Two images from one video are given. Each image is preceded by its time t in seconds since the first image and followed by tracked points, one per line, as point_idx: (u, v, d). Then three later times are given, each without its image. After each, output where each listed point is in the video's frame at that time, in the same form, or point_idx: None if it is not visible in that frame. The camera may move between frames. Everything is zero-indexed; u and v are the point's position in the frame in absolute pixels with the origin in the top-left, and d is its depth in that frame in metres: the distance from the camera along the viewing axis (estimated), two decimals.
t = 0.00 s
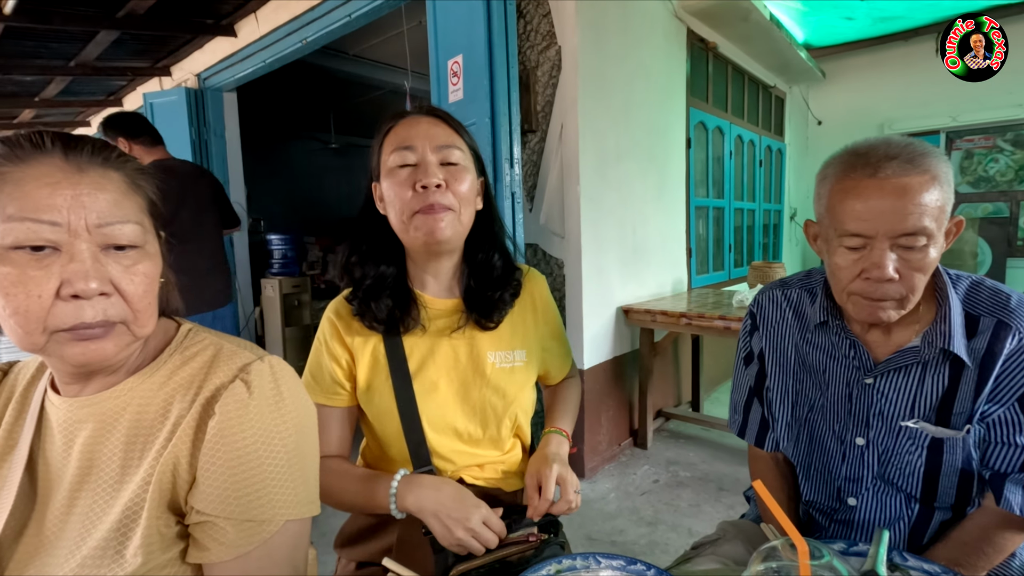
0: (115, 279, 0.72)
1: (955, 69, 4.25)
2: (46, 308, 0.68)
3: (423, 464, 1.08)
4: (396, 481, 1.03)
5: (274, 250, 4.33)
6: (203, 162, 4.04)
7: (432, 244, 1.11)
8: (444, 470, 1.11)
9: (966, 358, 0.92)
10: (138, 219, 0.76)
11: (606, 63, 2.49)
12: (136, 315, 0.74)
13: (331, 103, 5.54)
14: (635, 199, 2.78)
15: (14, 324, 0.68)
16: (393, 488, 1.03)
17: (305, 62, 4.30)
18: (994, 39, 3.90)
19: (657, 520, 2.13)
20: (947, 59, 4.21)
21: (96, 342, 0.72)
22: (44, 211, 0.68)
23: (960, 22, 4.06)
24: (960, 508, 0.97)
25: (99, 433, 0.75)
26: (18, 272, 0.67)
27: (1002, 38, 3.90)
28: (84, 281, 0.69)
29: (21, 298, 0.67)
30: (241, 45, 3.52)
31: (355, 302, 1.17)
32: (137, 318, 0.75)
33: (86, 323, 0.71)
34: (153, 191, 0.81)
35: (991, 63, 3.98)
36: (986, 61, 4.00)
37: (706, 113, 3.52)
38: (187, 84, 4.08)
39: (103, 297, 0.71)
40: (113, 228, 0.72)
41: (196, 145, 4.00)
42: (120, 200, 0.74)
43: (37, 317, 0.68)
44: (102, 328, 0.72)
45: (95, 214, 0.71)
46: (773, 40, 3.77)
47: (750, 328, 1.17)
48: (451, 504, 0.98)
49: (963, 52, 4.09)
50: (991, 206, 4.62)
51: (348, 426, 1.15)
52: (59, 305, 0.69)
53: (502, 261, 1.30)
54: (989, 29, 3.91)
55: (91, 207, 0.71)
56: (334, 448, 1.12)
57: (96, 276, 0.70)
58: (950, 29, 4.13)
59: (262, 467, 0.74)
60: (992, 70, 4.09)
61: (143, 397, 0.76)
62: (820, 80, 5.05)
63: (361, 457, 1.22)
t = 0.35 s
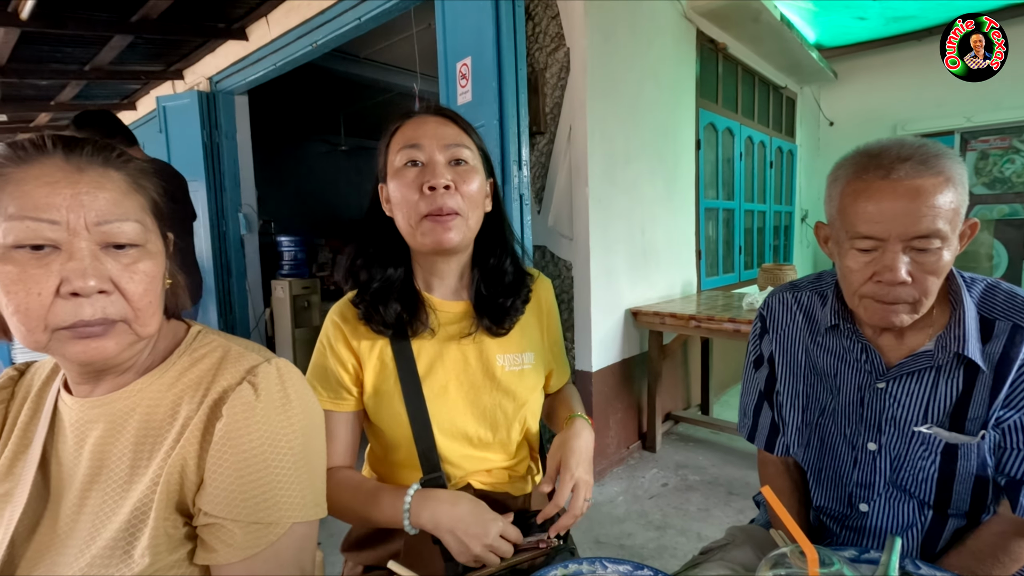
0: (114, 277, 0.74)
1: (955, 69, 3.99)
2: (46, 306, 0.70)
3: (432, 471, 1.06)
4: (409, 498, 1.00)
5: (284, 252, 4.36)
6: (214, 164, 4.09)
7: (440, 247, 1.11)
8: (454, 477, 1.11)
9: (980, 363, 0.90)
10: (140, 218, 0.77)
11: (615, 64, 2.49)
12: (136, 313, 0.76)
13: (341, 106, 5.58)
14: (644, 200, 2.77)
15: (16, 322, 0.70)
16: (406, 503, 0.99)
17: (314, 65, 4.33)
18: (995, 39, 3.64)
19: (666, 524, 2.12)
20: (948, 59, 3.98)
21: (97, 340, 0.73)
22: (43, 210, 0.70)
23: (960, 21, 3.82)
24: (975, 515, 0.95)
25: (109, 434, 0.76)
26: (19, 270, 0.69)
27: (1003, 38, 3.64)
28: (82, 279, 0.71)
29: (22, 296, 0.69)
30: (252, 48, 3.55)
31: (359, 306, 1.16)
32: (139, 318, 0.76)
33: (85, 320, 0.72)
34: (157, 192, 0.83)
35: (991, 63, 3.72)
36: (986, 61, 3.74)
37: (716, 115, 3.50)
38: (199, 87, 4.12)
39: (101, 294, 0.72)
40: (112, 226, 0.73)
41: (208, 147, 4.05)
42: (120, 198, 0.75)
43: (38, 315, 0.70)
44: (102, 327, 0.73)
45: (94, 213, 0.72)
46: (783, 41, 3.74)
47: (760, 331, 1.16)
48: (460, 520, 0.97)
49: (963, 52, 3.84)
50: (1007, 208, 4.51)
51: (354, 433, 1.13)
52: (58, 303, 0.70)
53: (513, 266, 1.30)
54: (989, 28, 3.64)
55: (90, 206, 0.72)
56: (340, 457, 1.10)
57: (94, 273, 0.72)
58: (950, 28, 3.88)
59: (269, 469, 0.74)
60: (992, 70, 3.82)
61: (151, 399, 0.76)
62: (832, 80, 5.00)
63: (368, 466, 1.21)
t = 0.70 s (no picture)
0: (127, 276, 0.75)
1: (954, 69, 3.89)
2: (60, 305, 0.71)
3: (434, 486, 1.07)
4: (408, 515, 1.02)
5: (294, 253, 4.39)
6: (226, 167, 4.13)
7: (449, 251, 1.11)
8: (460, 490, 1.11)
9: (994, 367, 0.89)
10: (153, 218, 0.78)
11: (624, 65, 2.48)
12: (151, 312, 0.77)
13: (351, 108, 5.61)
14: (653, 202, 2.76)
15: (32, 321, 0.72)
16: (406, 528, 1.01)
17: (325, 67, 4.36)
18: (994, 39, 3.50)
19: (675, 528, 2.11)
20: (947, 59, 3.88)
21: (110, 339, 0.74)
22: (59, 210, 0.72)
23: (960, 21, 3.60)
24: (988, 522, 0.94)
25: (125, 434, 0.77)
26: (36, 269, 0.71)
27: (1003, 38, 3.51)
28: (95, 278, 0.72)
29: (38, 295, 0.70)
30: (263, 52, 3.58)
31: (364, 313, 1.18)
32: (152, 318, 0.77)
33: (98, 318, 0.73)
34: (172, 195, 0.84)
35: (991, 63, 3.62)
36: (986, 61, 3.64)
37: (725, 116, 3.48)
38: (211, 91, 4.16)
39: (114, 293, 0.73)
40: (125, 226, 0.74)
41: (219, 150, 4.09)
42: (134, 199, 0.77)
43: (52, 313, 0.71)
44: (115, 326, 0.75)
45: (108, 213, 0.74)
46: (794, 41, 3.72)
47: (769, 334, 1.15)
48: (466, 532, 0.98)
49: (962, 52, 3.72)
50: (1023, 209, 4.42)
51: (362, 444, 1.15)
52: (72, 301, 0.71)
53: (523, 271, 1.28)
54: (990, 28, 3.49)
55: (104, 207, 0.73)
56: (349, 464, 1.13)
57: (107, 273, 0.73)
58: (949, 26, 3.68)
59: (282, 470, 0.75)
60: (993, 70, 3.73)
61: (167, 399, 0.77)
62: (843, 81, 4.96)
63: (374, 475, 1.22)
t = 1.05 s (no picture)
0: (136, 274, 0.75)
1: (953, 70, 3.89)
2: (71, 302, 0.72)
3: (441, 499, 1.06)
4: (414, 523, 1.02)
5: (304, 254, 4.42)
6: (236, 168, 4.17)
7: (456, 255, 1.12)
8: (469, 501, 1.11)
9: (1009, 371, 0.88)
10: (163, 217, 0.79)
11: (633, 66, 2.48)
12: (161, 310, 0.77)
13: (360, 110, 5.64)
14: (662, 203, 2.75)
15: (43, 316, 0.72)
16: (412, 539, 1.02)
17: (334, 70, 4.40)
18: (994, 39, 3.51)
19: (683, 531, 2.10)
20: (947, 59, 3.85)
21: (119, 335, 0.75)
22: (70, 206, 0.73)
23: (959, 22, 3.60)
24: (1003, 527, 0.93)
25: (136, 433, 0.78)
26: (48, 265, 0.72)
27: (1003, 38, 3.49)
28: (105, 275, 0.73)
29: (49, 291, 0.71)
30: (273, 55, 3.61)
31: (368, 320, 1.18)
32: (161, 317, 0.78)
33: (107, 315, 0.74)
34: (182, 195, 0.85)
35: (991, 63, 3.64)
36: (986, 61, 3.65)
37: (735, 117, 3.47)
38: (222, 93, 4.20)
39: (124, 290, 0.74)
40: (136, 222, 0.76)
41: (230, 152, 4.13)
42: (144, 198, 0.78)
43: (63, 310, 0.72)
44: (125, 322, 0.75)
45: (118, 210, 0.75)
46: (805, 41, 3.69)
47: (780, 337, 1.14)
48: (470, 542, 0.98)
49: (962, 52, 3.75)
50: None
51: (367, 452, 1.15)
52: (83, 298, 0.72)
53: (531, 276, 1.29)
54: (989, 29, 3.50)
55: (115, 204, 0.75)
56: (356, 471, 1.14)
57: (117, 270, 0.74)
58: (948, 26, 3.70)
59: (291, 471, 0.76)
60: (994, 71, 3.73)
61: (178, 398, 0.78)
62: (854, 81, 4.92)
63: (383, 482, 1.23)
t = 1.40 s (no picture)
0: (141, 273, 0.76)
1: (954, 70, 3.76)
2: (76, 301, 0.73)
3: (450, 504, 1.06)
4: (423, 527, 1.03)
5: (312, 255, 4.44)
6: (245, 170, 4.20)
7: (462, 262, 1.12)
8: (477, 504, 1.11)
9: None
10: (168, 216, 0.80)
11: (641, 67, 2.47)
12: (165, 309, 0.78)
13: (368, 112, 5.67)
14: (670, 204, 2.74)
15: (48, 315, 0.73)
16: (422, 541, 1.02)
17: (343, 72, 4.42)
18: (995, 39, 3.35)
19: (692, 533, 2.08)
20: (947, 58, 3.72)
21: (125, 335, 0.76)
22: (75, 205, 0.74)
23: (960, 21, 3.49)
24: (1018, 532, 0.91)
25: (142, 436, 0.79)
26: (53, 264, 0.73)
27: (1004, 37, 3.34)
28: (110, 274, 0.73)
29: (55, 291, 0.72)
30: (282, 57, 3.64)
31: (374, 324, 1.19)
32: (167, 316, 0.78)
33: (112, 314, 0.74)
34: (187, 195, 0.86)
35: (991, 64, 3.44)
36: (987, 62, 3.47)
37: (744, 118, 3.45)
38: (231, 96, 4.24)
39: (129, 289, 0.75)
40: (141, 221, 0.76)
41: (239, 153, 4.16)
42: (149, 197, 0.79)
43: (69, 310, 0.73)
44: (130, 321, 0.76)
45: (123, 209, 0.76)
46: (815, 41, 3.67)
47: (790, 338, 1.13)
48: (479, 548, 0.98)
49: (963, 51, 3.59)
50: None
51: (375, 456, 1.15)
52: (88, 297, 0.73)
53: (538, 279, 1.28)
54: (989, 29, 3.34)
55: (119, 203, 0.75)
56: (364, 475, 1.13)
57: (121, 269, 0.74)
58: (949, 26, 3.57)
59: (296, 475, 0.76)
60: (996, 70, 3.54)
61: (184, 400, 0.79)
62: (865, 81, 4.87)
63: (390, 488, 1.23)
